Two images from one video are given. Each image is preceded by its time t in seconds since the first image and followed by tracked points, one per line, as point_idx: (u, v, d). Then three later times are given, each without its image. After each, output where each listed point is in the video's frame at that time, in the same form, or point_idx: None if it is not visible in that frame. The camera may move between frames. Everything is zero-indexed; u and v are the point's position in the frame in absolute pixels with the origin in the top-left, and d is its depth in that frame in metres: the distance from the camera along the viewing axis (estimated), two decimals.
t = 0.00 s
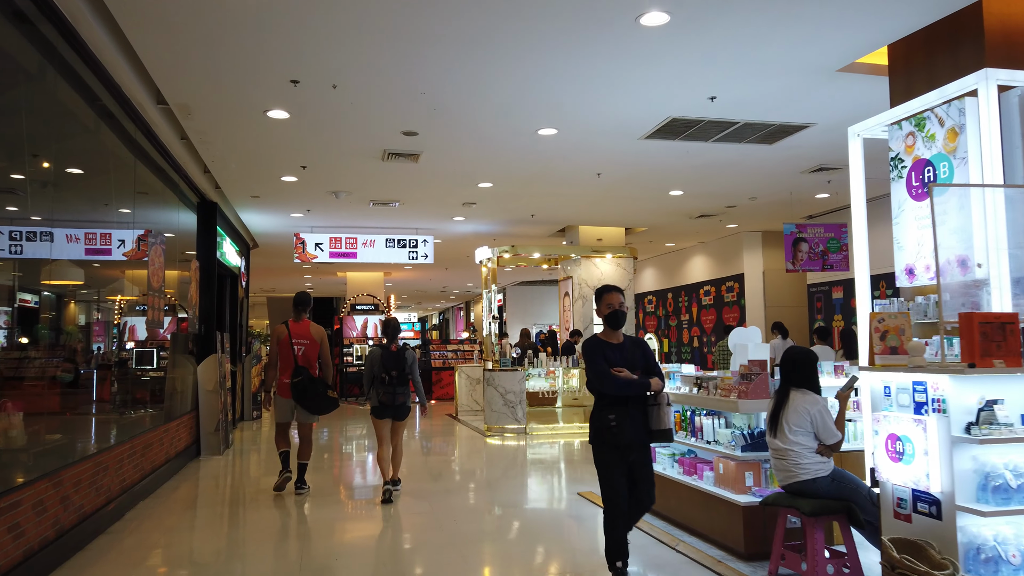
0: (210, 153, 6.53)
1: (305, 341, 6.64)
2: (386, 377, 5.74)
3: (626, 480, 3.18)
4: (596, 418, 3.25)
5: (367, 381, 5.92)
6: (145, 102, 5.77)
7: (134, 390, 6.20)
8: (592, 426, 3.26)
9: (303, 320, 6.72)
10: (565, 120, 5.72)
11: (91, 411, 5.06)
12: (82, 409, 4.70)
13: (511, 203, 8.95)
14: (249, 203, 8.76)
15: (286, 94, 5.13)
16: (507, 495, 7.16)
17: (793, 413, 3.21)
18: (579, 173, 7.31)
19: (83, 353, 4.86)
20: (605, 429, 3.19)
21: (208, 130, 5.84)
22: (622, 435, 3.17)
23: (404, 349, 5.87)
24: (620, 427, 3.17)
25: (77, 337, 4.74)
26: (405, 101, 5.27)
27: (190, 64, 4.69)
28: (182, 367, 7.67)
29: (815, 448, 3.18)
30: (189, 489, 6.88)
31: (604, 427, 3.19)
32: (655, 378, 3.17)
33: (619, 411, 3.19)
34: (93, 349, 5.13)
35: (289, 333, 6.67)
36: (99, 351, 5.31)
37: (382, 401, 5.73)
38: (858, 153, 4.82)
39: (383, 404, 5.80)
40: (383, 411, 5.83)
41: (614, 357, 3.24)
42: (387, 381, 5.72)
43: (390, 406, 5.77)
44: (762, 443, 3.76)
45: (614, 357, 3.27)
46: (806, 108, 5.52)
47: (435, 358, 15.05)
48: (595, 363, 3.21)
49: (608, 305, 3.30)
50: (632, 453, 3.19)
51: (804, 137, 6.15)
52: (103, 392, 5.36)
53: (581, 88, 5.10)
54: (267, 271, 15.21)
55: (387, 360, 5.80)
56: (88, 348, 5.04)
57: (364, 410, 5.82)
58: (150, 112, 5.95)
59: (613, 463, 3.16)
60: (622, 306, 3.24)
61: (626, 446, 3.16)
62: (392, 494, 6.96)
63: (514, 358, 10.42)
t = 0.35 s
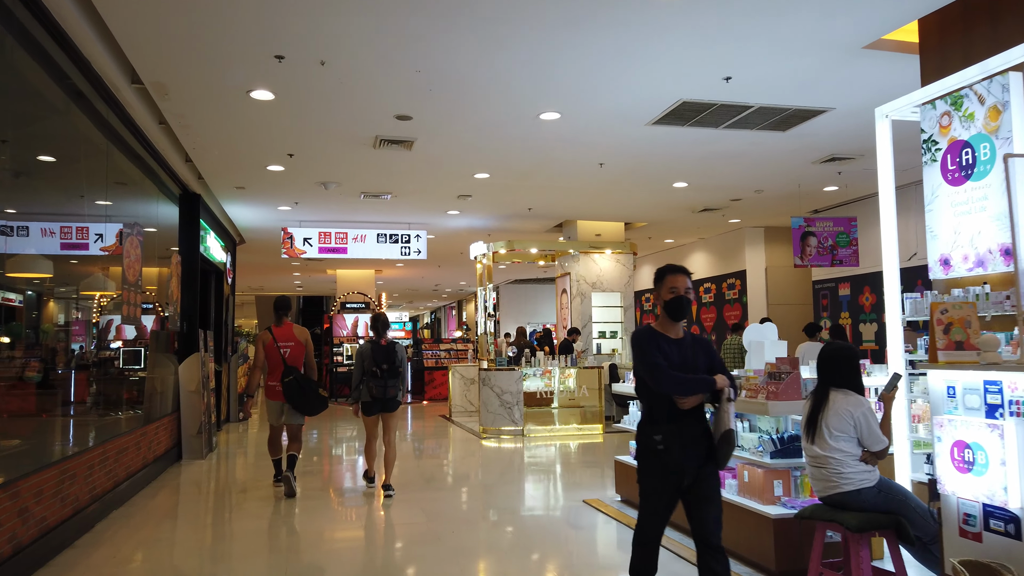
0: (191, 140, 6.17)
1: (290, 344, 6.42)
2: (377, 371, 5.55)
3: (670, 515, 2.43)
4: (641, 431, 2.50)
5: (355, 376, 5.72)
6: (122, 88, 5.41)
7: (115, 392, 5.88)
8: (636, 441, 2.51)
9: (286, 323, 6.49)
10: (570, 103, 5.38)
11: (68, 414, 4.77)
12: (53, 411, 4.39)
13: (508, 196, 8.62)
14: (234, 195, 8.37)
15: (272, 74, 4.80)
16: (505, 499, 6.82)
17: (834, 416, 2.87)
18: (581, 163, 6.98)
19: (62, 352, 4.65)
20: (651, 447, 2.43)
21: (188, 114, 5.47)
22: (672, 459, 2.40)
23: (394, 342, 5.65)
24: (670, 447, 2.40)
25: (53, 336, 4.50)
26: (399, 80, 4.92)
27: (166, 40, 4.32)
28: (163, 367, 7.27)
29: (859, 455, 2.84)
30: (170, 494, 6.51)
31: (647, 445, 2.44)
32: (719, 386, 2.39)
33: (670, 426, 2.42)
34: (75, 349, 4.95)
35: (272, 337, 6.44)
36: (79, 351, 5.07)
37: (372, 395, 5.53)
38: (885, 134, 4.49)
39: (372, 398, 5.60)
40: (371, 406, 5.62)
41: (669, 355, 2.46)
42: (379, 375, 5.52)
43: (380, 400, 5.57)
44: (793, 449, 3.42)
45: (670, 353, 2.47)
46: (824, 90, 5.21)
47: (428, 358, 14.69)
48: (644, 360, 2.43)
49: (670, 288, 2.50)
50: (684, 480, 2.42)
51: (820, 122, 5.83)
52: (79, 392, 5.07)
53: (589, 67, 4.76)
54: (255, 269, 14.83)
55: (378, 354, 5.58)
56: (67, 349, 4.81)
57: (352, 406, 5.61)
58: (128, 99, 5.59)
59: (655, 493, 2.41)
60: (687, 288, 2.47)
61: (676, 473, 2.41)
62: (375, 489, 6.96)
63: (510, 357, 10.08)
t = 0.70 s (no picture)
0: (175, 128, 5.78)
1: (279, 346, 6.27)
2: (365, 374, 5.59)
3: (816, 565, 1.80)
4: (763, 453, 1.86)
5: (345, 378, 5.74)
6: (100, 73, 5.03)
7: (98, 396, 5.51)
8: (755, 469, 1.88)
9: (277, 325, 6.29)
10: (580, 87, 5.02)
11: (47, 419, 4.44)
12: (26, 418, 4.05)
13: (509, 191, 8.26)
14: (222, 190, 7.97)
15: (260, 54, 4.43)
16: (508, 508, 6.46)
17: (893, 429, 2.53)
18: (586, 154, 6.62)
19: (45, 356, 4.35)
20: (784, 475, 1.80)
21: (170, 99, 5.09)
22: (812, 489, 1.78)
23: (381, 344, 5.69)
24: (812, 474, 1.77)
25: (37, 337, 4.21)
26: (397, 61, 4.56)
27: (143, 14, 3.93)
28: (146, 371, 6.83)
29: (926, 474, 2.49)
30: (156, 503, 6.13)
31: (779, 476, 1.81)
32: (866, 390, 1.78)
33: (809, 446, 1.79)
34: (59, 352, 4.65)
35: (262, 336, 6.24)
36: (64, 352, 4.77)
37: (360, 398, 5.56)
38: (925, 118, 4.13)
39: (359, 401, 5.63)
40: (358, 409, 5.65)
41: (792, 354, 1.84)
42: (366, 379, 5.57)
43: (368, 403, 5.62)
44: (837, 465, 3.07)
45: (793, 352, 1.85)
46: (852, 73, 4.86)
47: (423, 359, 14.31)
48: (764, 363, 1.80)
49: (790, 266, 1.87)
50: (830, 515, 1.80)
51: (843, 110, 5.49)
52: (61, 396, 4.73)
53: (602, 48, 4.40)
54: (246, 268, 14.43)
55: (365, 357, 5.61)
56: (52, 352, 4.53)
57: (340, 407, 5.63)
58: (107, 84, 5.19)
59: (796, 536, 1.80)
60: (806, 266, 1.87)
61: (817, 506, 1.79)
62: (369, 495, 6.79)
63: (509, 358, 9.69)
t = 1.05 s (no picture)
0: (160, 117, 5.43)
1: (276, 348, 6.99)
2: (358, 380, 5.32)
3: None
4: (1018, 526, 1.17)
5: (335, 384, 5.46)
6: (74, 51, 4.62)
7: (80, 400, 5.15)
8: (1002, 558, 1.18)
9: (278, 326, 7.18)
10: (594, 67, 4.65)
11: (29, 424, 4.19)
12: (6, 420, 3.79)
13: (513, 186, 7.93)
14: (212, 183, 7.59)
15: (248, 27, 4.06)
16: (514, 516, 6.10)
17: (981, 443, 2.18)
18: (596, 144, 6.26)
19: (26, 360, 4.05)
20: None
21: (151, 80, 4.70)
22: None
23: (376, 349, 5.35)
24: None
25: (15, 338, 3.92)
26: (398, 36, 4.18)
27: None
28: (131, 373, 6.44)
29: None
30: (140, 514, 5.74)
31: None
32: None
33: None
34: (45, 353, 4.36)
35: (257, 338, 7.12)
36: (53, 353, 4.55)
37: (352, 404, 5.30)
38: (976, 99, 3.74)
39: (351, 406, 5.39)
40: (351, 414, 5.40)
41: None
42: (358, 385, 5.30)
43: (360, 410, 5.34)
44: (900, 483, 2.67)
45: None
46: (886, 52, 4.50)
47: (421, 360, 13.93)
48: (1001, 376, 1.20)
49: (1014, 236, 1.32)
50: None
51: (873, 93, 5.13)
52: (51, 400, 4.56)
53: (620, 21, 4.03)
54: (240, 266, 14.08)
55: (358, 362, 5.34)
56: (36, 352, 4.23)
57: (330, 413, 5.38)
58: (84, 66, 4.81)
59: None
60: None
61: None
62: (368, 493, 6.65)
63: (512, 358, 9.31)
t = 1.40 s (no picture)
0: (136, 95, 5.06)
1: (265, 347, 6.83)
2: (345, 374, 5.16)
3: None
4: None
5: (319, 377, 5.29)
6: (38, 21, 4.22)
7: (52, 400, 4.79)
8: None
9: (262, 327, 6.91)
10: (605, 39, 4.30)
11: None
12: None
13: (512, 176, 7.57)
14: (196, 172, 7.21)
15: None
16: (515, 520, 5.77)
17: None
18: (602, 127, 5.91)
19: (12, 361, 4.06)
20: None
21: (124, 51, 4.32)
22: None
23: (360, 342, 5.20)
24: None
25: None
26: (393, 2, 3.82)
27: None
28: (107, 372, 6.04)
29: None
30: (117, 521, 5.37)
31: None
32: None
33: None
34: (41, 349, 4.55)
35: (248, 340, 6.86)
36: (50, 352, 4.74)
37: (340, 399, 5.16)
38: None
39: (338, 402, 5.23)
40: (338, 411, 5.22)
41: None
42: (347, 379, 5.16)
43: (347, 403, 5.22)
44: (968, 493, 2.33)
45: None
46: (921, 24, 4.17)
47: (417, 359, 13.56)
48: None
49: None
50: None
51: (902, 69, 4.80)
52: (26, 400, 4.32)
53: None
54: (230, 263, 13.71)
55: (344, 356, 5.16)
56: (30, 350, 4.36)
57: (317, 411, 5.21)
58: (51, 37, 4.42)
59: None
60: None
61: None
62: (361, 497, 6.32)
63: (511, 357, 8.92)
